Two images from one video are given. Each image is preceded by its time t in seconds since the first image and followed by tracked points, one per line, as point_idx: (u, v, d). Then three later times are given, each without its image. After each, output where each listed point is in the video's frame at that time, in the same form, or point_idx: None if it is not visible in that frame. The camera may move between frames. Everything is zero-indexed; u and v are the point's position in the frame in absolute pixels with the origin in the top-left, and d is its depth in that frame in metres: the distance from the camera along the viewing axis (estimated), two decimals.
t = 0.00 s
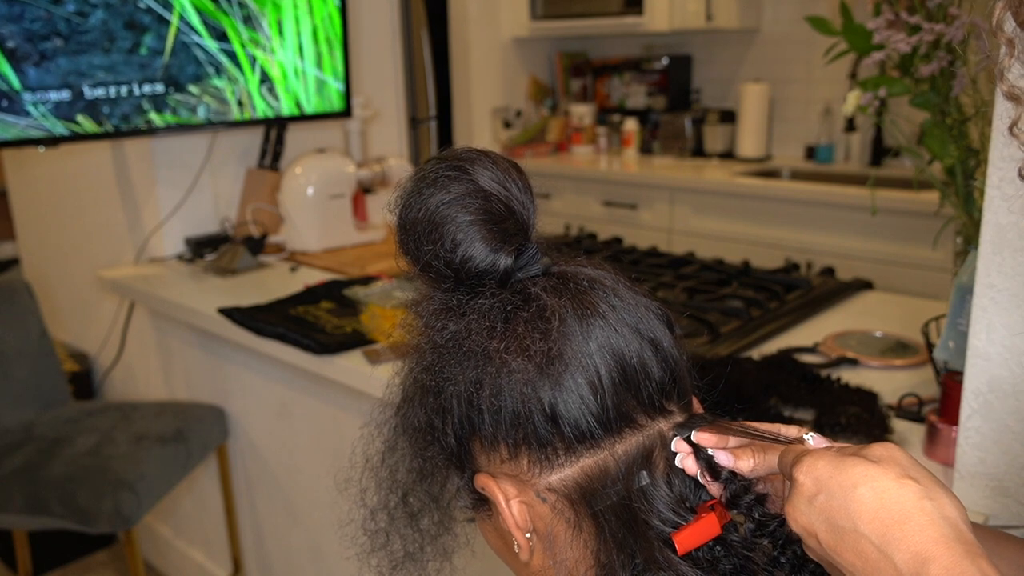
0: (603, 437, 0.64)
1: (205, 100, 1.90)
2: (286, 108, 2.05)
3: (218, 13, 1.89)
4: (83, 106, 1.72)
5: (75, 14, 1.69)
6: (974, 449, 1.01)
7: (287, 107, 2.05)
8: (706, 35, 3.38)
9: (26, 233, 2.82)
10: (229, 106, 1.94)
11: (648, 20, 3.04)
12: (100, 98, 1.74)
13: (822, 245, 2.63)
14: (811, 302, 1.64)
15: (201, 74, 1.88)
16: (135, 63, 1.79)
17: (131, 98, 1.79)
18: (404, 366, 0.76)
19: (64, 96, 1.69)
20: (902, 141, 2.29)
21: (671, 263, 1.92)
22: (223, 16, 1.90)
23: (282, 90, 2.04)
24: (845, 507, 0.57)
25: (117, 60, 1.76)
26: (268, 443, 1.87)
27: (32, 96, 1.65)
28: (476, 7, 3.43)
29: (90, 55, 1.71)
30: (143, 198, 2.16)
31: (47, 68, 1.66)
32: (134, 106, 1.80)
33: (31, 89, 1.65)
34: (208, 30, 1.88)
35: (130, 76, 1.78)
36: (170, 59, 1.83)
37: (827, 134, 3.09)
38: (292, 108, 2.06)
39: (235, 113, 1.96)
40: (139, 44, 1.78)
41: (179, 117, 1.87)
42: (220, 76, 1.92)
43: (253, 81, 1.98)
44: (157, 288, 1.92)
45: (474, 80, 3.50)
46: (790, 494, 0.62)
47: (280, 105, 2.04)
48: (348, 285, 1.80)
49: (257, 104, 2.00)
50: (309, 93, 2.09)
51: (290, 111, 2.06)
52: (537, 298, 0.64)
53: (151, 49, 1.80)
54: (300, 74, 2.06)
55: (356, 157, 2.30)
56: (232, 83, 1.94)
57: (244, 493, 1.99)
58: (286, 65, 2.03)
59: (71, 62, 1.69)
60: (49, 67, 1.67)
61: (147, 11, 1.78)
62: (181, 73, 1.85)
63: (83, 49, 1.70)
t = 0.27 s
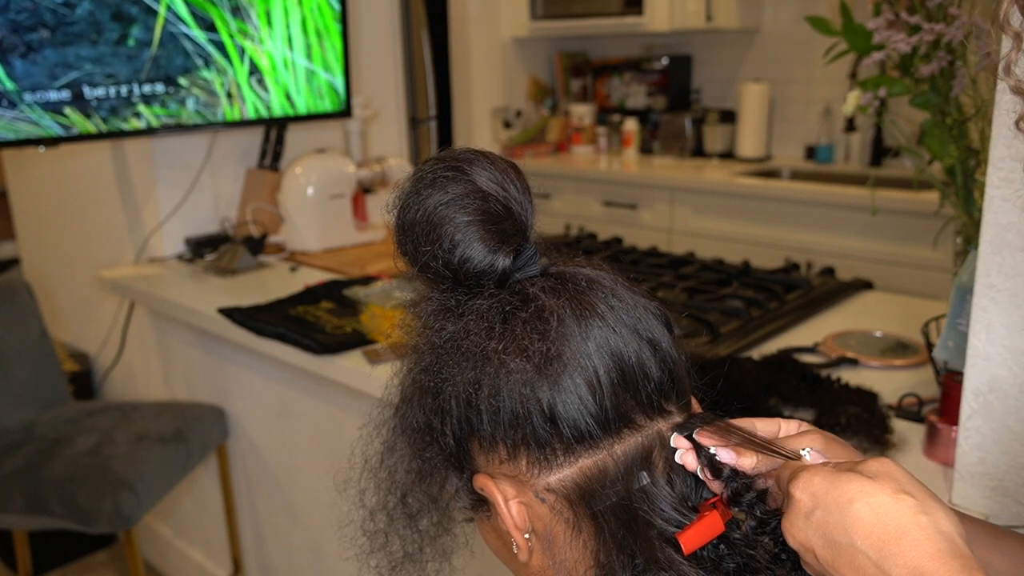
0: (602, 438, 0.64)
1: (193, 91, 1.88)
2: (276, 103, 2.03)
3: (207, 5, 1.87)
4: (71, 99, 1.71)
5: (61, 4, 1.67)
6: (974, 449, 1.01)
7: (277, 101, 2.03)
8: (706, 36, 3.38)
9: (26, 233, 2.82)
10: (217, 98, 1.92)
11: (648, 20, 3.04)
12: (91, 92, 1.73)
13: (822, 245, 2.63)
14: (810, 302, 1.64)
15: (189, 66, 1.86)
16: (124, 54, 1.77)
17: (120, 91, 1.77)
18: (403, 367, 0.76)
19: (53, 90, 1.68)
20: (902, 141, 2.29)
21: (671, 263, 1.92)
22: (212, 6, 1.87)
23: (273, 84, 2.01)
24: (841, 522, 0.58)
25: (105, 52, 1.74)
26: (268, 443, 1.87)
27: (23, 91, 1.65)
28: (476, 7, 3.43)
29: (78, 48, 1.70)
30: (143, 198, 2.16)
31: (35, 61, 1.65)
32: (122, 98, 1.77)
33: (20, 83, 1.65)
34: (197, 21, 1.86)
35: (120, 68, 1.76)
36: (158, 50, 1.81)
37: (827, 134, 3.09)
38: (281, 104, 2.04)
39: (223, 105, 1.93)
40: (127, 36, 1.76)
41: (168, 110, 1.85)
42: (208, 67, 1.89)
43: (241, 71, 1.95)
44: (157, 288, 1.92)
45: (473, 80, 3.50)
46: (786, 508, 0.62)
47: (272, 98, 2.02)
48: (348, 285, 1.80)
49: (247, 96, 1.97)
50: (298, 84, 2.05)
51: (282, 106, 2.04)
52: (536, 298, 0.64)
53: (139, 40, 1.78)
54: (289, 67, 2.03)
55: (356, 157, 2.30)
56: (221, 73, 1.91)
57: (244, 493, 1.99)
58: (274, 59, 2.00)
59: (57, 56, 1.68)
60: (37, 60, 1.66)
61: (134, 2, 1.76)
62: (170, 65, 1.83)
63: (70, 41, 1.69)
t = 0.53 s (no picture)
0: (601, 438, 0.64)
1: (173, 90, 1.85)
2: (258, 104, 2.00)
3: (184, 2, 1.83)
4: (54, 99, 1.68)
5: (37, 2, 1.63)
6: (974, 449, 1.01)
7: (257, 99, 1.99)
8: (706, 35, 3.38)
9: (26, 232, 2.82)
10: (199, 97, 1.88)
11: (648, 20, 3.04)
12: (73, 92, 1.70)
13: (822, 245, 2.63)
14: (810, 302, 1.64)
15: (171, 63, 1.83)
16: (103, 53, 1.73)
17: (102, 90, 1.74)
18: (402, 367, 0.76)
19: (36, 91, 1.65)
20: (902, 141, 2.29)
21: (671, 263, 1.92)
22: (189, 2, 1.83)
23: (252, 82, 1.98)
24: (836, 534, 0.58)
25: (87, 52, 1.71)
26: (268, 443, 1.87)
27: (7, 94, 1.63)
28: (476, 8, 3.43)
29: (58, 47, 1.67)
30: (143, 198, 2.16)
31: (16, 61, 1.62)
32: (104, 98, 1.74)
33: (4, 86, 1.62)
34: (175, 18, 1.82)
35: (100, 68, 1.73)
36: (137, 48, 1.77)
37: (827, 133, 3.09)
38: (263, 104, 2.01)
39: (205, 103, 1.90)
40: (104, 35, 1.72)
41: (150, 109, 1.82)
42: (189, 66, 1.86)
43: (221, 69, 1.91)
44: (157, 288, 1.92)
45: (473, 80, 3.50)
46: (783, 515, 0.63)
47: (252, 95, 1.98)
48: (348, 285, 1.80)
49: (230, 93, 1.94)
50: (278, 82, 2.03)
51: (263, 104, 2.01)
52: (535, 298, 0.64)
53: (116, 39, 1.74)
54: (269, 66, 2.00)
55: (356, 157, 2.30)
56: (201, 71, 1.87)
57: (244, 493, 1.99)
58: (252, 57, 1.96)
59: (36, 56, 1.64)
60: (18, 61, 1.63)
61: None
62: (151, 63, 1.80)
63: (49, 41, 1.65)
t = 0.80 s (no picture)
0: (604, 438, 0.64)
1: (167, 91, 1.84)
2: (252, 104, 2.00)
3: (179, 4, 1.82)
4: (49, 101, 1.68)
5: (30, 4, 1.63)
6: (974, 450, 1.01)
7: (251, 100, 1.99)
8: (706, 36, 3.38)
9: (26, 233, 2.82)
10: (193, 98, 1.88)
11: (648, 20, 3.04)
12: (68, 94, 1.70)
13: (822, 245, 2.63)
14: (810, 302, 1.64)
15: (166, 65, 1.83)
16: (98, 55, 1.73)
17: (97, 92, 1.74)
18: (404, 366, 0.76)
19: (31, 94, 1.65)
20: (902, 141, 2.29)
21: (671, 263, 1.92)
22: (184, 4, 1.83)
23: (246, 83, 1.97)
24: (837, 546, 0.58)
25: (82, 54, 1.71)
26: (268, 443, 1.87)
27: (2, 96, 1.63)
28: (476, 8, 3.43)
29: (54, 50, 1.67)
30: (143, 198, 2.16)
31: (11, 63, 1.62)
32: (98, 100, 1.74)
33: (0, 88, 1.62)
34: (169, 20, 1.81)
35: (94, 69, 1.73)
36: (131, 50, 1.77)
37: (827, 134, 3.09)
38: (257, 104, 2.00)
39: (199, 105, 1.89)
40: (99, 36, 1.72)
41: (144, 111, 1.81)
42: (182, 67, 1.85)
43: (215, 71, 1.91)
44: (157, 288, 1.92)
45: (473, 80, 3.50)
46: (784, 528, 0.63)
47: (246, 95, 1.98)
48: (348, 285, 1.80)
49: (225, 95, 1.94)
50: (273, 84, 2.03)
51: (257, 105, 2.01)
52: (537, 298, 0.65)
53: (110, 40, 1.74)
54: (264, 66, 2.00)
55: (356, 157, 2.30)
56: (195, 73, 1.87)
57: (244, 493, 1.99)
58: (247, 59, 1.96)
59: (30, 58, 1.64)
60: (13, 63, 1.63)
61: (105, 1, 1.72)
62: (145, 65, 1.80)
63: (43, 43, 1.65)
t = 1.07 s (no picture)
0: (605, 438, 0.64)
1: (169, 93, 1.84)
2: (252, 104, 2.00)
3: (181, 6, 1.82)
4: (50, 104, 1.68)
5: (32, 6, 1.61)
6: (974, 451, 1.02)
7: (253, 101, 1.99)
8: (706, 36, 3.38)
9: (26, 232, 2.82)
10: (194, 100, 1.88)
11: (648, 20, 3.04)
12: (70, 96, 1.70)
13: (822, 245, 2.63)
14: (810, 302, 1.64)
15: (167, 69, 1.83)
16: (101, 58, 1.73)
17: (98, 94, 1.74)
18: (405, 365, 0.76)
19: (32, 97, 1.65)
20: (902, 141, 2.30)
21: (671, 263, 1.92)
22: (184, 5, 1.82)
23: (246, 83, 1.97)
24: (851, 556, 0.58)
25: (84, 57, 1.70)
26: (268, 444, 1.87)
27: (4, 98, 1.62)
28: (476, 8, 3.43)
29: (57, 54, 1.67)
30: (143, 198, 2.15)
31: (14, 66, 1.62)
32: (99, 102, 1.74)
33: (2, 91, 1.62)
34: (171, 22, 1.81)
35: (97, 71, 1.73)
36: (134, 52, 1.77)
37: (827, 133, 3.09)
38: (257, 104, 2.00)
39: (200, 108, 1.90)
40: (100, 39, 1.71)
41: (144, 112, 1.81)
42: (183, 69, 1.85)
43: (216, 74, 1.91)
44: (157, 288, 1.92)
45: (473, 80, 3.50)
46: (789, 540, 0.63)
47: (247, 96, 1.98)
48: (348, 285, 1.80)
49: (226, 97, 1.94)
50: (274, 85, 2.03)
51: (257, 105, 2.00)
52: (539, 298, 0.65)
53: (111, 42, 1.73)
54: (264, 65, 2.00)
55: (356, 157, 2.30)
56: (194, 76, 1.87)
57: (245, 493, 2.00)
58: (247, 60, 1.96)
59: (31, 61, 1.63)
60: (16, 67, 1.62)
61: (107, 4, 1.71)
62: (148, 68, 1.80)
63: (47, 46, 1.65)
